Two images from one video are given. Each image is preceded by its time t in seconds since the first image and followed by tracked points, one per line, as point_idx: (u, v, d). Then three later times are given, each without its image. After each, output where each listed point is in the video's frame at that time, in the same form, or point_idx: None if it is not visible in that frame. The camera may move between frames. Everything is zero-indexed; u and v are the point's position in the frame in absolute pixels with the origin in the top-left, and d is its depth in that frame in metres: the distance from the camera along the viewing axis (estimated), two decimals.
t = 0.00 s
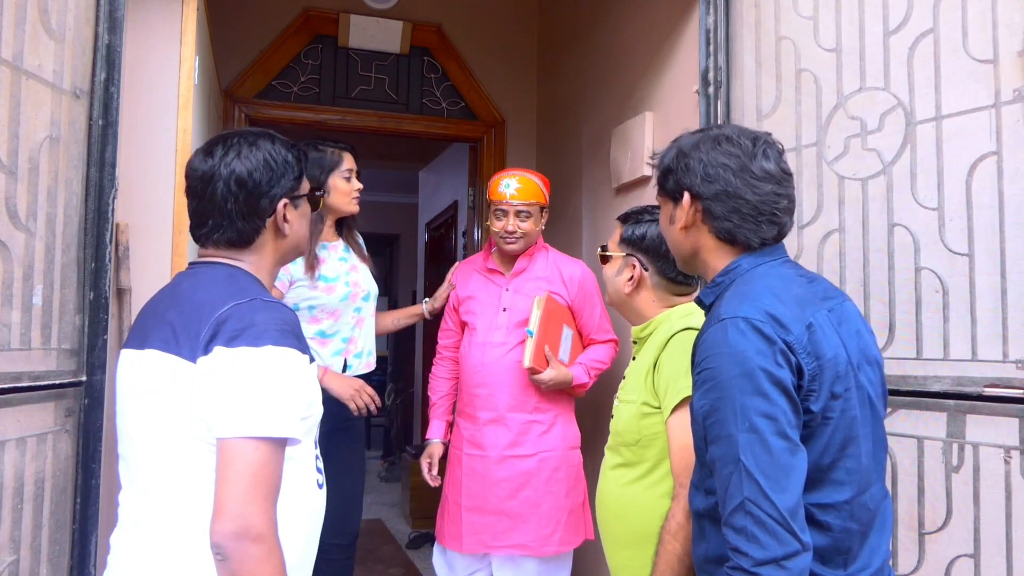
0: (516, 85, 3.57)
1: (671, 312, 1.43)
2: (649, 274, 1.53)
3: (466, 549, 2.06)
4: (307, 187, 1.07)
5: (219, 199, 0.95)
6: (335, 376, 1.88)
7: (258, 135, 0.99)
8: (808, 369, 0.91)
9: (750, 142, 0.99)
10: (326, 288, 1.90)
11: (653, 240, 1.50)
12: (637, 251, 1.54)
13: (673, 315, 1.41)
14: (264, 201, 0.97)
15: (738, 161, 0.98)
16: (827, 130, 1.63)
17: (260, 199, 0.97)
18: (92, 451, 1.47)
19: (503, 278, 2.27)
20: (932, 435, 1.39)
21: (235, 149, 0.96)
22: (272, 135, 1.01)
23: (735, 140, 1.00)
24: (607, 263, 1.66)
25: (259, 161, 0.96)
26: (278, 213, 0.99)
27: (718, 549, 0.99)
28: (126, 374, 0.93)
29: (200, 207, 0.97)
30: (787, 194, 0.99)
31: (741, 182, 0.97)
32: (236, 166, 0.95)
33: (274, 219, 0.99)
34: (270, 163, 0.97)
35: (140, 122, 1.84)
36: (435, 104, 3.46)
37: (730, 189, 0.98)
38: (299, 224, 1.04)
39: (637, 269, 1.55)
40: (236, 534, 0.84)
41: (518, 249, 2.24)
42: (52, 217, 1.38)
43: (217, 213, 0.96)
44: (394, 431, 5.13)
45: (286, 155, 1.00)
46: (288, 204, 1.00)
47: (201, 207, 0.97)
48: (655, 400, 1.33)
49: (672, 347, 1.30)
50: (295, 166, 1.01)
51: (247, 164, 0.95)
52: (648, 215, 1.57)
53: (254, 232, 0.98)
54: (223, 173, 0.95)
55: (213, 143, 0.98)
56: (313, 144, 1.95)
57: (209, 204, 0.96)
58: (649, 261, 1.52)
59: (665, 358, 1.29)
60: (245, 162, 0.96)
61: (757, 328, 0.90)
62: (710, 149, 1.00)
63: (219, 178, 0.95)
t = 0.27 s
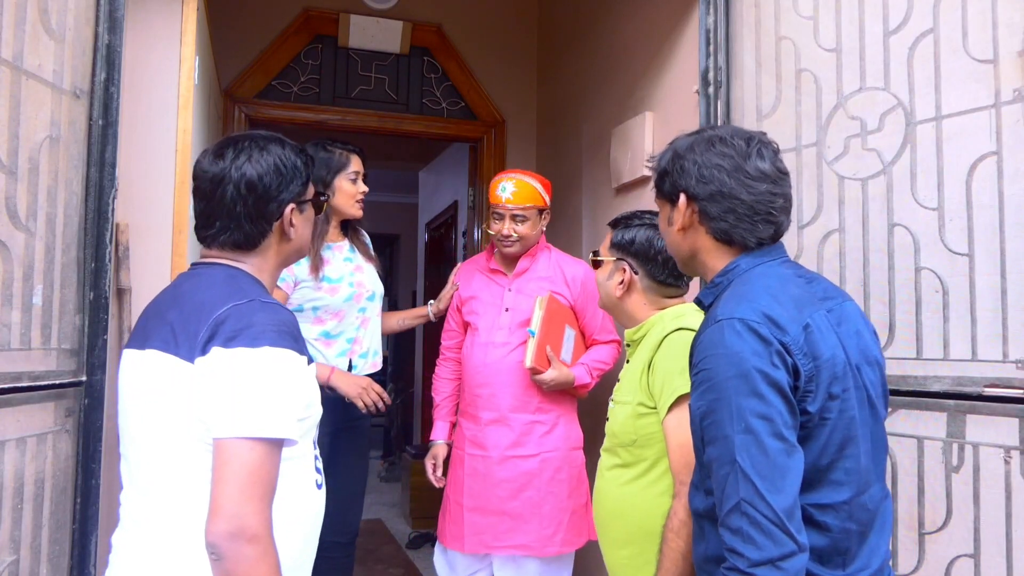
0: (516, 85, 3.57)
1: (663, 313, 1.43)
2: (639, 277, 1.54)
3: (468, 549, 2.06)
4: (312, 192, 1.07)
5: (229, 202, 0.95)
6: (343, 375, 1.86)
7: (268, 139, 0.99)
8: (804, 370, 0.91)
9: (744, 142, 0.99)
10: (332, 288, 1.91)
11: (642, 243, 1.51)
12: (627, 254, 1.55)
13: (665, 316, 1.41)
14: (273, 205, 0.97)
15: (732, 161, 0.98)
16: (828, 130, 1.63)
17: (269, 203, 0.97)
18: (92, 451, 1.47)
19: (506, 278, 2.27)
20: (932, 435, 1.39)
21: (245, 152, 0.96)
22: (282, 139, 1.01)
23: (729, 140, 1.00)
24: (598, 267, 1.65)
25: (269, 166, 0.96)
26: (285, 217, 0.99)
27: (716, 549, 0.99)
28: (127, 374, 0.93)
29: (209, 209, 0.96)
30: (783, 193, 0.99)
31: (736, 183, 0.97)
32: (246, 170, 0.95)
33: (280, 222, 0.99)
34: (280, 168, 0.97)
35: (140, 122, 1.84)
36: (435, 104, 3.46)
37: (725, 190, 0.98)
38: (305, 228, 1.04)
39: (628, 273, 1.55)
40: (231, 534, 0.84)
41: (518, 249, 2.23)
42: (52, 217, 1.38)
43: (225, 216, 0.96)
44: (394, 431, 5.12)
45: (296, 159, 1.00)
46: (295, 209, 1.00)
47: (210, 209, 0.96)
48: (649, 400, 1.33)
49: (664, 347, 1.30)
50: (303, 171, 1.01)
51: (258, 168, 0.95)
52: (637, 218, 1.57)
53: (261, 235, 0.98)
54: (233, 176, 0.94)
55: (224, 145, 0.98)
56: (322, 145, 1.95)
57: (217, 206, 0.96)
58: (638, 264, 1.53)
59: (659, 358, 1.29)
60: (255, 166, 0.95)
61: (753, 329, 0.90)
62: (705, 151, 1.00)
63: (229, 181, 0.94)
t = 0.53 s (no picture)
0: (517, 85, 3.57)
1: (665, 312, 1.43)
2: (643, 274, 1.55)
3: (466, 548, 2.06)
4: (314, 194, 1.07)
5: (234, 207, 0.95)
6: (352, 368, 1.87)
7: (271, 142, 0.98)
8: (803, 371, 0.91)
9: (744, 142, 1.00)
10: (338, 288, 1.91)
11: (648, 241, 1.53)
12: (631, 251, 1.56)
13: (667, 314, 1.42)
14: (278, 209, 0.97)
15: (732, 161, 0.98)
16: (827, 130, 1.63)
17: (274, 207, 0.97)
18: (92, 450, 1.47)
19: (509, 277, 2.27)
20: (932, 435, 1.39)
21: (249, 156, 0.95)
22: (285, 142, 1.00)
23: (729, 141, 1.00)
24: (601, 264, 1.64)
25: (274, 169, 0.96)
26: (289, 220, 1.00)
27: (714, 550, 0.99)
28: (127, 374, 0.93)
29: (213, 212, 0.96)
30: (783, 193, 0.99)
31: (736, 183, 0.97)
32: (252, 174, 0.94)
33: (285, 225, 1.00)
34: (285, 171, 0.97)
35: (140, 122, 1.85)
36: (435, 104, 3.46)
37: (724, 190, 0.98)
38: (307, 228, 1.05)
39: (633, 269, 1.55)
40: (229, 533, 0.83)
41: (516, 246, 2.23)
42: (52, 217, 1.38)
43: (230, 220, 0.95)
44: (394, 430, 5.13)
45: (299, 161, 1.00)
46: (299, 210, 1.01)
47: (214, 213, 0.96)
48: (652, 397, 1.33)
49: (670, 344, 1.30)
50: (306, 173, 1.01)
51: (263, 172, 0.95)
52: (643, 217, 1.58)
53: (266, 238, 0.98)
54: (239, 181, 0.94)
55: (227, 148, 0.97)
56: (324, 144, 1.96)
57: (222, 210, 0.95)
58: (643, 261, 1.54)
59: (662, 356, 1.30)
60: (260, 169, 0.95)
61: (751, 330, 0.90)
62: (704, 151, 1.00)
63: (235, 185, 0.94)
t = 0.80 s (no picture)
0: (517, 85, 3.57)
1: (670, 311, 1.48)
2: (654, 270, 1.56)
3: (463, 546, 2.06)
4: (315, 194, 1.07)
5: (239, 208, 0.95)
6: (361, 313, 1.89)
7: (275, 143, 0.98)
8: (802, 371, 0.91)
9: (748, 141, 0.99)
10: (344, 279, 1.93)
11: (662, 238, 1.56)
12: (642, 247, 1.57)
13: (673, 314, 1.45)
14: (282, 210, 0.97)
15: (736, 161, 0.98)
16: (827, 130, 1.63)
17: (278, 208, 0.97)
18: (92, 450, 1.47)
19: (513, 277, 2.27)
20: (932, 435, 1.39)
21: (254, 157, 0.95)
22: (288, 142, 1.00)
23: (733, 140, 1.00)
24: (607, 260, 1.63)
25: (279, 171, 0.96)
26: (291, 220, 1.00)
27: (712, 549, 0.99)
28: (127, 374, 0.93)
29: (216, 213, 0.96)
30: (786, 193, 0.99)
31: (740, 183, 0.97)
32: (257, 175, 0.94)
33: (287, 226, 1.00)
34: (289, 172, 0.97)
35: (140, 122, 1.85)
36: (435, 104, 3.46)
37: (728, 189, 0.98)
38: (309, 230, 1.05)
39: (643, 265, 1.56)
40: (230, 533, 0.83)
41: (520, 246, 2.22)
42: (52, 217, 1.38)
43: (235, 221, 0.95)
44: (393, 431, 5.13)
45: (302, 162, 1.00)
46: (300, 211, 1.01)
47: (218, 214, 0.96)
48: (659, 395, 1.33)
49: (682, 344, 1.31)
50: (309, 174, 1.01)
51: (268, 174, 0.95)
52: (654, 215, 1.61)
53: (270, 239, 0.98)
54: (244, 182, 0.94)
55: (230, 149, 0.96)
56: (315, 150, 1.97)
57: (225, 211, 0.95)
58: (655, 257, 1.56)
59: (671, 354, 1.30)
60: (265, 171, 0.95)
61: (751, 330, 0.90)
62: (708, 149, 1.00)
63: (240, 187, 0.94)
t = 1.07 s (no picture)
0: (517, 85, 3.57)
1: (670, 311, 1.50)
2: (656, 272, 1.57)
3: (463, 545, 2.06)
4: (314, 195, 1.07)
5: (239, 208, 0.95)
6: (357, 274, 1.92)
7: (277, 143, 0.98)
8: (803, 371, 0.91)
9: (753, 141, 0.99)
10: (344, 278, 1.93)
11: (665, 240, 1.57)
12: (644, 249, 1.58)
13: (674, 315, 1.49)
14: (282, 211, 0.97)
15: (741, 160, 0.98)
16: (827, 130, 1.63)
17: (279, 209, 0.97)
18: (92, 450, 1.47)
19: (514, 277, 2.27)
20: (932, 435, 1.39)
21: (256, 157, 0.95)
22: (290, 142, 1.00)
23: (738, 139, 1.00)
24: (604, 265, 1.63)
25: (281, 171, 0.96)
26: (291, 221, 1.00)
27: (711, 549, 0.99)
28: (125, 374, 0.93)
29: (216, 212, 0.96)
30: (789, 193, 0.99)
31: (744, 182, 0.97)
32: (258, 176, 0.94)
33: (285, 228, 1.01)
34: (291, 173, 0.97)
35: (140, 121, 1.84)
36: (435, 104, 3.46)
37: (731, 189, 0.98)
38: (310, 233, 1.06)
39: (645, 267, 1.56)
40: (229, 535, 0.83)
41: (528, 247, 2.22)
42: (52, 217, 1.38)
43: (235, 221, 0.95)
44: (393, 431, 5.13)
45: (304, 163, 1.00)
46: (300, 212, 1.01)
47: (218, 213, 0.95)
48: (665, 394, 1.33)
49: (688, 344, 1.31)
50: (310, 176, 1.01)
51: (270, 175, 0.95)
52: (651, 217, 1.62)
53: (270, 239, 0.98)
54: (245, 182, 0.94)
55: (232, 149, 0.96)
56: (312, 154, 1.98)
57: (225, 211, 0.95)
58: (656, 259, 1.57)
59: (675, 353, 1.31)
60: (267, 171, 0.95)
61: (752, 330, 0.90)
62: (713, 148, 1.00)
63: (241, 187, 0.94)
